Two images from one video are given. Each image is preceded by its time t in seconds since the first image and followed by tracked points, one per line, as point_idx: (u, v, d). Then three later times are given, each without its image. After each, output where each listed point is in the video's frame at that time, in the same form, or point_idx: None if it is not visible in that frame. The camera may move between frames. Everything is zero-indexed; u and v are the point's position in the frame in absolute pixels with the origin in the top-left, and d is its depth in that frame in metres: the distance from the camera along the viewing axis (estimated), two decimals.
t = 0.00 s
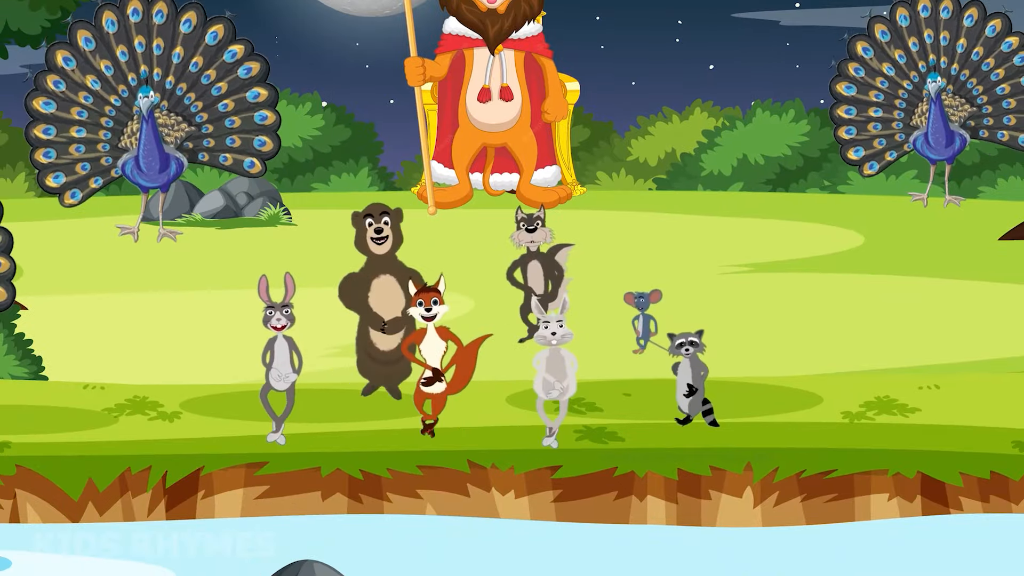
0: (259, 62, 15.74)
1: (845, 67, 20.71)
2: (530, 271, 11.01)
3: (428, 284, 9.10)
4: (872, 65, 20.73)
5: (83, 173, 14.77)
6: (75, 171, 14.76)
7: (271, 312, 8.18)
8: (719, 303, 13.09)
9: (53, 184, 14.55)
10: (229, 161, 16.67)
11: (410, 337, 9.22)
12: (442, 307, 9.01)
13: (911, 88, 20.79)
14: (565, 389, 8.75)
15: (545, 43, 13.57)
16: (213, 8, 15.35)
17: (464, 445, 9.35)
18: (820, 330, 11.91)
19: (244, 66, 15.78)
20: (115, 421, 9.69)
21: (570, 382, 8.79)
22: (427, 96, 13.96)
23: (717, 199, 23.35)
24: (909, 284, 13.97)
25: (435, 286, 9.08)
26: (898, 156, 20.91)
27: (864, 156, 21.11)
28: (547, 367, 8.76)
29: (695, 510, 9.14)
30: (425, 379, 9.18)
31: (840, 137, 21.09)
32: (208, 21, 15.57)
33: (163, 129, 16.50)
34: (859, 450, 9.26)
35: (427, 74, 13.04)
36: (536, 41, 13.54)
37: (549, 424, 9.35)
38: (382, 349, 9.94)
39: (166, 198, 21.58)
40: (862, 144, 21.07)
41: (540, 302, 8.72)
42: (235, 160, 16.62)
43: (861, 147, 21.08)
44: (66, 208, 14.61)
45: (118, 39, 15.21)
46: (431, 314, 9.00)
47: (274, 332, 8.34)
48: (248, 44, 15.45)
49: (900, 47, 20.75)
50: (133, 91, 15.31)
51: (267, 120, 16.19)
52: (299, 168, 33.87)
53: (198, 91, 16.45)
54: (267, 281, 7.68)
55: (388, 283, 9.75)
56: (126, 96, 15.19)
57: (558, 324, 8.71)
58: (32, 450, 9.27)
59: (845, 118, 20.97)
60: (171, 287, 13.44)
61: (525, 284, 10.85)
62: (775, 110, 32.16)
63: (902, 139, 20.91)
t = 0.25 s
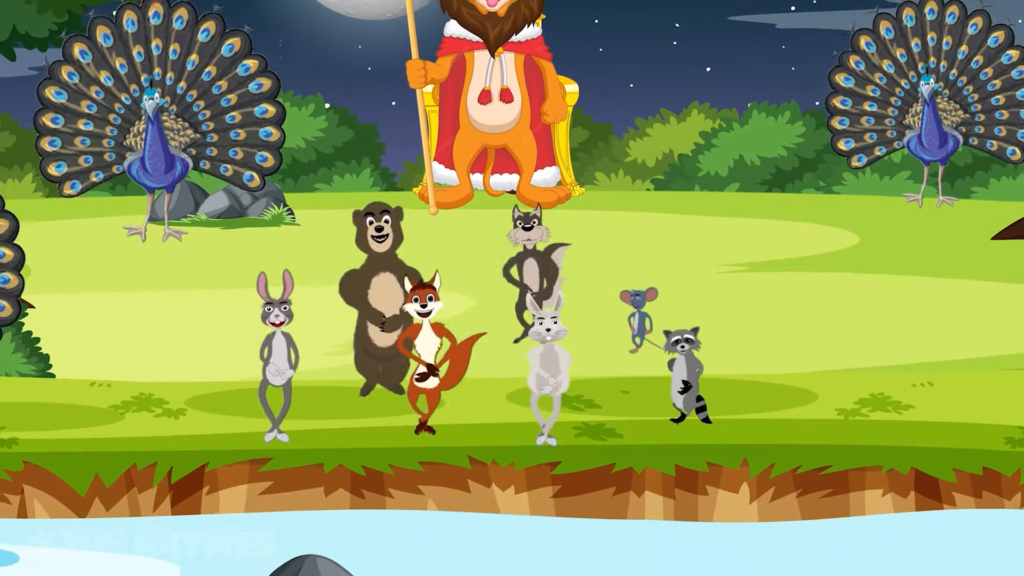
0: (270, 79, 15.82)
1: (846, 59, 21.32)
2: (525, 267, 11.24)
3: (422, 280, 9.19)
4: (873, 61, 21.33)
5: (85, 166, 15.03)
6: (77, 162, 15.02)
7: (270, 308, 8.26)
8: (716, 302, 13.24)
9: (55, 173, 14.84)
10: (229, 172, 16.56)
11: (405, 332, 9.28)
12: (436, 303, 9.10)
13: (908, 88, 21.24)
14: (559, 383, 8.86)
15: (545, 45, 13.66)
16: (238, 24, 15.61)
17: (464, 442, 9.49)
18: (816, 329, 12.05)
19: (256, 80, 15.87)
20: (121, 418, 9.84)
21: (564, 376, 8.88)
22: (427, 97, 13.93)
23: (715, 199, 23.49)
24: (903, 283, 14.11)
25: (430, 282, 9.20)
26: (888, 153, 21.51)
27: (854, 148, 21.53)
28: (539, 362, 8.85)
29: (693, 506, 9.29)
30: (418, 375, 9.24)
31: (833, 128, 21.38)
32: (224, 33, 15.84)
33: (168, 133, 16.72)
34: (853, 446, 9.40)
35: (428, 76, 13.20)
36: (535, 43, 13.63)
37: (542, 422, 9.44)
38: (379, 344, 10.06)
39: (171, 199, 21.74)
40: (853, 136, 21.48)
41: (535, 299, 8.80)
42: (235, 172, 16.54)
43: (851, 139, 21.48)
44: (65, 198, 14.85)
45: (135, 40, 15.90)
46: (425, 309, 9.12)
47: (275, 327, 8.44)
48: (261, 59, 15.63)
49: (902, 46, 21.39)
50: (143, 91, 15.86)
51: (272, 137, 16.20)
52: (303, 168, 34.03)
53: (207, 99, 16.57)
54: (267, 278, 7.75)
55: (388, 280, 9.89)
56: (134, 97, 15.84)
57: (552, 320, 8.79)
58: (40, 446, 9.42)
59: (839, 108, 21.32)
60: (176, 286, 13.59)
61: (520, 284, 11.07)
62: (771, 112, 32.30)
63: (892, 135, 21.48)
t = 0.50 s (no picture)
0: (280, 96, 15.80)
1: (851, 51, 21.73)
2: (525, 269, 11.55)
3: (435, 284, 9.29)
4: (875, 56, 21.82)
5: (88, 158, 15.60)
6: (82, 154, 15.60)
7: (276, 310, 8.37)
8: (713, 300, 13.39)
9: (59, 161, 15.31)
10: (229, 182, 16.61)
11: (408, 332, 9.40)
12: (445, 308, 9.20)
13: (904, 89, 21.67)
14: (553, 387, 9.00)
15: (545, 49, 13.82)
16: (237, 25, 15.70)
17: (465, 438, 9.63)
18: (811, 327, 12.21)
19: (266, 96, 15.87)
20: (127, 415, 10.00)
21: (558, 381, 9.04)
22: (427, 99, 14.13)
23: (712, 199, 23.65)
24: (897, 282, 14.27)
25: (441, 287, 9.27)
26: (876, 147, 21.91)
27: (844, 139, 22.03)
28: (537, 364, 9.00)
29: (690, 501, 9.44)
30: (414, 376, 9.39)
31: (827, 116, 21.97)
32: (240, 44, 15.96)
33: (173, 135, 17.05)
34: (847, 442, 9.54)
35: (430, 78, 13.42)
36: (535, 47, 13.80)
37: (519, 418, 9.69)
38: (378, 346, 10.20)
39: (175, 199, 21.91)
40: (845, 128, 21.98)
41: (542, 301, 8.93)
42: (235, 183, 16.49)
43: (844, 129, 21.98)
44: (65, 187, 15.42)
45: (154, 42, 16.41)
46: (433, 313, 9.19)
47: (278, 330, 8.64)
48: (272, 74, 15.54)
49: (906, 46, 21.77)
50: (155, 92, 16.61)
51: (275, 154, 16.01)
52: (306, 169, 34.26)
53: (215, 108, 16.67)
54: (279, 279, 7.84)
55: (394, 284, 10.03)
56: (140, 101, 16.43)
57: (556, 324, 8.97)
58: (47, 443, 9.59)
59: (836, 99, 21.89)
60: (180, 285, 13.75)
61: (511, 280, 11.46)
62: (767, 114, 32.49)
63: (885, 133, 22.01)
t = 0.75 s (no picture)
0: (279, 86, 16.89)
1: (839, 62, 22.54)
2: (532, 267, 11.58)
3: (446, 280, 9.35)
4: (863, 64, 22.65)
5: (96, 165, 16.52)
6: (90, 162, 16.48)
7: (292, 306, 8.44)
8: (710, 299, 13.55)
9: (69, 171, 16.29)
10: (236, 176, 17.68)
11: (420, 328, 9.45)
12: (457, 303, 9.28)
13: (895, 93, 22.33)
14: (563, 382, 9.12)
15: (544, 51, 14.35)
16: (231, 19, 16.74)
17: (466, 435, 9.79)
18: (807, 325, 12.37)
19: (265, 87, 16.95)
20: (134, 411, 10.16)
21: (567, 377, 9.13)
22: (429, 101, 14.62)
23: (710, 199, 23.82)
24: (891, 281, 14.43)
25: (453, 284, 9.33)
26: (873, 152, 22.77)
27: (842, 147, 22.98)
28: (546, 361, 9.10)
29: (687, 497, 9.59)
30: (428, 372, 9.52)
31: (822, 126, 23.00)
32: (237, 41, 16.99)
33: (180, 135, 17.47)
34: (841, 439, 9.71)
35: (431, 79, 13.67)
36: (535, 49, 14.35)
37: (531, 413, 9.85)
38: (388, 342, 10.34)
39: (180, 199, 22.09)
40: (842, 136, 22.97)
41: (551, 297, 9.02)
42: (243, 175, 17.69)
43: (840, 138, 22.97)
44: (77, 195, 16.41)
45: (151, 45, 17.31)
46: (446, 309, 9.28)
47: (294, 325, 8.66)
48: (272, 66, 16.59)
49: (892, 51, 22.62)
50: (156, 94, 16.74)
51: (280, 143, 17.50)
52: (309, 169, 34.34)
53: (217, 104, 17.43)
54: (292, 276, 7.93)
55: (402, 282, 10.07)
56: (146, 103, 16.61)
57: (565, 320, 9.01)
58: (55, 439, 9.76)
59: (830, 109, 22.78)
60: (185, 283, 13.92)
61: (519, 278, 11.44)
62: (762, 115, 32.54)
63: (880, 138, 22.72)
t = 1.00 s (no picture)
0: (280, 77, 17.80)
1: (829, 72, 22.57)
2: (542, 270, 11.76)
3: (463, 285, 9.52)
4: (855, 72, 22.72)
5: (109, 172, 17.35)
6: (101, 170, 17.35)
7: (310, 309, 8.69)
8: (709, 297, 13.71)
9: (82, 181, 17.22)
10: (247, 168, 18.31)
11: (437, 332, 9.67)
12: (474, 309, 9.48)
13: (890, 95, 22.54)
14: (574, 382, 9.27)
15: (545, 53, 14.87)
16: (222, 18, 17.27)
17: (469, 432, 9.95)
18: (804, 323, 12.53)
19: (266, 79, 17.84)
20: (142, 408, 10.33)
21: (580, 377, 9.29)
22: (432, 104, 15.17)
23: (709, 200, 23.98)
24: (887, 279, 14.59)
25: (469, 289, 9.51)
26: (873, 157, 23.01)
27: (842, 156, 23.07)
28: (558, 363, 9.26)
29: (686, 492, 9.76)
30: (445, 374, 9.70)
31: (821, 138, 22.99)
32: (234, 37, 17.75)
33: (188, 135, 18.03)
34: (838, 435, 9.87)
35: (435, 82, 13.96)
36: (537, 52, 14.82)
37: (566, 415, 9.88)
38: (400, 344, 10.52)
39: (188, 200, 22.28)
40: (841, 145, 23.02)
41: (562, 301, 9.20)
42: (253, 168, 18.28)
43: (839, 147, 23.02)
44: (92, 203, 17.37)
45: (149, 50, 17.67)
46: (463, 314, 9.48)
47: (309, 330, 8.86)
48: (271, 58, 17.58)
49: (881, 56, 22.79)
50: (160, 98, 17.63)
51: (286, 133, 17.92)
52: (315, 170, 34.61)
53: (221, 101, 18.00)
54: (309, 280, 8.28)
55: (412, 284, 10.31)
56: (154, 104, 17.62)
57: (577, 323, 9.17)
58: (64, 436, 9.93)
59: (826, 120, 22.57)
60: (191, 282, 14.09)
61: (527, 282, 11.65)
62: (761, 117, 32.99)
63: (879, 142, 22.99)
